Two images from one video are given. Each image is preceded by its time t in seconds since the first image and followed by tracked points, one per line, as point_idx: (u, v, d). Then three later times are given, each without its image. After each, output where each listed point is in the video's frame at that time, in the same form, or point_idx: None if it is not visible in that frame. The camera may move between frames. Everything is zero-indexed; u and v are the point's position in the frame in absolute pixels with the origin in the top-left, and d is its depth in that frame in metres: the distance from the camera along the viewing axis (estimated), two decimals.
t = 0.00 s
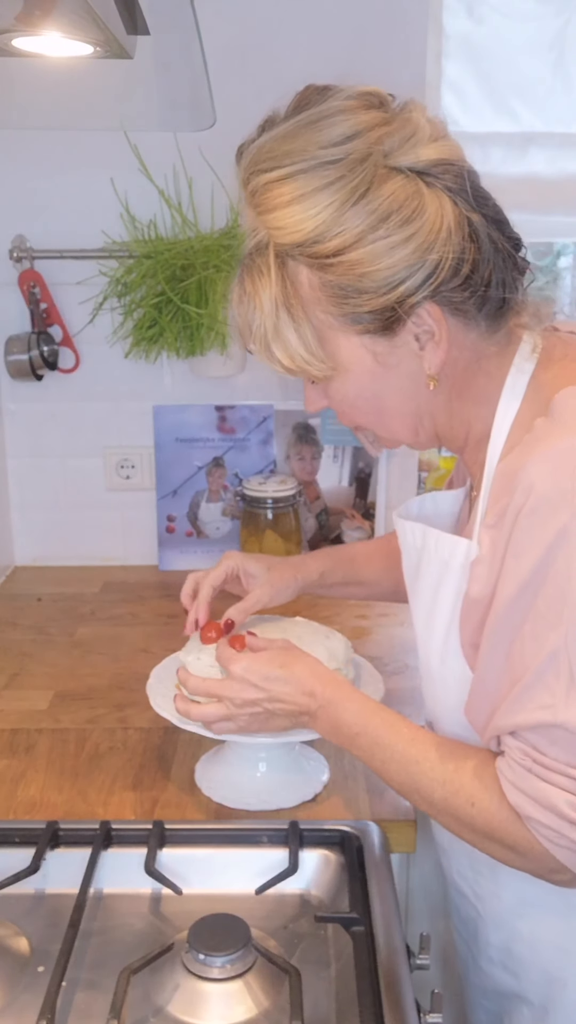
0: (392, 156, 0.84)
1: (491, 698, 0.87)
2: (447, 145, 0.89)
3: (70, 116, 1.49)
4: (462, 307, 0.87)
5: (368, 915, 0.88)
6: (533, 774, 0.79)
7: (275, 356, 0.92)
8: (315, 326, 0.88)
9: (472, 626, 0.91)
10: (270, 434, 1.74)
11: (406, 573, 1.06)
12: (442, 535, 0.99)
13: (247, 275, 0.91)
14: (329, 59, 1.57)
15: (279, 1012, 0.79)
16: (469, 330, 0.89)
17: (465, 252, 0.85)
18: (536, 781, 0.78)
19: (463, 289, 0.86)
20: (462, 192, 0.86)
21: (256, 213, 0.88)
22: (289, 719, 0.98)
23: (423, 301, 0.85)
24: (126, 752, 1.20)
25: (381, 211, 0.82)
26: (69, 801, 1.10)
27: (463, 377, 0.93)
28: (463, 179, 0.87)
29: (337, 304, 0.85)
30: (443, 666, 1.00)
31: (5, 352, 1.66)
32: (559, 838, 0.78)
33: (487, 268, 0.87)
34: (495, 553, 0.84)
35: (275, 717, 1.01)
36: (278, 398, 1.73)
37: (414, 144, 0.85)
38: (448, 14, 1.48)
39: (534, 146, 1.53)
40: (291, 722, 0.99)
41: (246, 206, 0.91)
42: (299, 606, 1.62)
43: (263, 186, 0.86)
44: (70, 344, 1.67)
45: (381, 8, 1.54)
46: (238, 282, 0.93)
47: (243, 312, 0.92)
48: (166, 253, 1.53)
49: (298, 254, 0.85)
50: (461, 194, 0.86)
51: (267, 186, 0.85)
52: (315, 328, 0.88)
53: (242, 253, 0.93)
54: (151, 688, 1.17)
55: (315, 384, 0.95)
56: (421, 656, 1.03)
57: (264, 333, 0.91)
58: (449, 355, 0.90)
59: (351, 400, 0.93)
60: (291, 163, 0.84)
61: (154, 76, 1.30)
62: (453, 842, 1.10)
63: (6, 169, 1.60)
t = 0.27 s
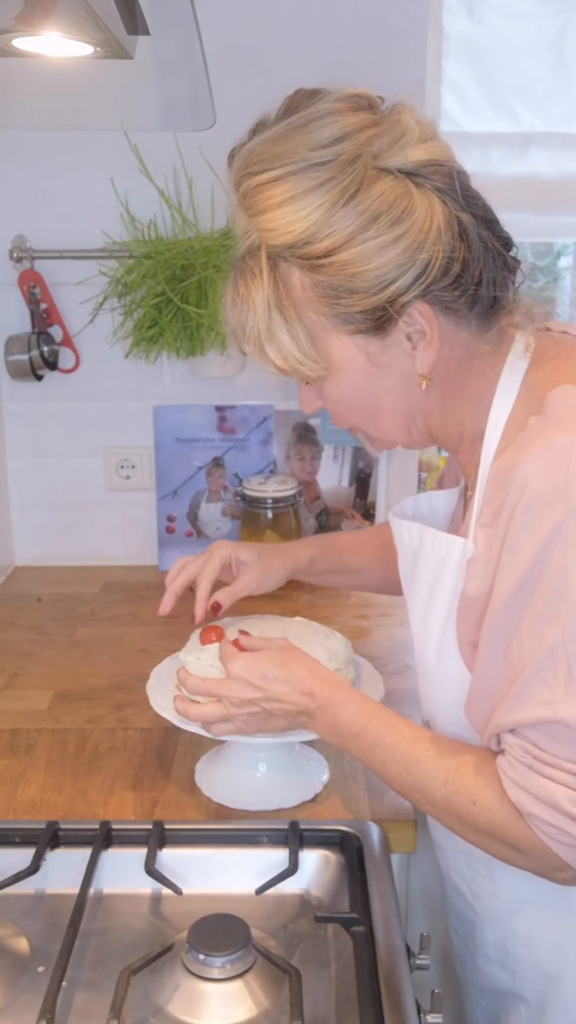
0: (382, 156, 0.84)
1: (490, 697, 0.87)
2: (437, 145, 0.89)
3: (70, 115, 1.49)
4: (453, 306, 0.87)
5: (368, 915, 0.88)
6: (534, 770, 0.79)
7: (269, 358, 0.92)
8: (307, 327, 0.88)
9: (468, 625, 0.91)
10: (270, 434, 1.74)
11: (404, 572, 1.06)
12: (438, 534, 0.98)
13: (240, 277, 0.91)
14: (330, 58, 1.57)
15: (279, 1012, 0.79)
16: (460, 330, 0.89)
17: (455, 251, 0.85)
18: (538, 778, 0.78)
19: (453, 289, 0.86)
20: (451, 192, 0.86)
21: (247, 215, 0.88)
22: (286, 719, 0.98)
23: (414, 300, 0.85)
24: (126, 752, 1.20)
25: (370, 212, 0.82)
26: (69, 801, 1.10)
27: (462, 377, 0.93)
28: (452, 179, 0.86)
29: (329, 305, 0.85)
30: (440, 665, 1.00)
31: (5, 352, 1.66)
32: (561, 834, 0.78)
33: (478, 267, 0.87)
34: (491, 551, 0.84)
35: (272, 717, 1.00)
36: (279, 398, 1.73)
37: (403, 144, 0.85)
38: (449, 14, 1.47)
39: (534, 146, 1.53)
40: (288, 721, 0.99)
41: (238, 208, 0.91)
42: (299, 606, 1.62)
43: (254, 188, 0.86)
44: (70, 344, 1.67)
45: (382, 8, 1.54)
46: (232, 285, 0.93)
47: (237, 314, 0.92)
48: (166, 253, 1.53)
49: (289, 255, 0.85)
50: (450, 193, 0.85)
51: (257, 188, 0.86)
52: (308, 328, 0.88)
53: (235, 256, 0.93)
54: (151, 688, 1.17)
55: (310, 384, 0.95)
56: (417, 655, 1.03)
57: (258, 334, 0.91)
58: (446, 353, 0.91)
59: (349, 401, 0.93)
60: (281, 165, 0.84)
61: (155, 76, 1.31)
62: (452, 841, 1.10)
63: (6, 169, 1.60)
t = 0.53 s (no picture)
0: (371, 159, 0.84)
1: (483, 696, 0.88)
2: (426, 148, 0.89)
3: (71, 115, 1.49)
4: (444, 307, 0.87)
5: (368, 915, 0.88)
6: (525, 768, 0.79)
7: (263, 361, 0.92)
8: (299, 330, 0.88)
9: (463, 625, 0.91)
10: (270, 434, 1.74)
11: (401, 573, 1.06)
12: (435, 535, 0.98)
13: (232, 282, 0.91)
14: (330, 58, 1.57)
15: (279, 1012, 0.79)
16: (452, 331, 0.89)
17: (445, 253, 0.85)
18: (529, 776, 0.78)
19: (445, 290, 0.86)
20: (441, 194, 0.86)
21: (238, 220, 0.88)
22: (277, 719, 0.98)
23: (405, 301, 0.85)
24: (126, 752, 1.20)
25: (360, 215, 0.82)
26: (69, 801, 1.10)
27: (462, 377, 0.93)
28: (442, 181, 0.87)
29: (320, 307, 0.85)
30: (437, 665, 1.00)
31: (5, 352, 1.65)
32: (551, 834, 0.78)
33: (468, 268, 0.87)
34: (484, 550, 0.84)
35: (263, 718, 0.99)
36: (279, 398, 1.73)
37: (392, 147, 0.85)
38: (449, 14, 1.49)
39: (535, 146, 1.54)
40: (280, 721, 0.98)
41: (230, 213, 0.91)
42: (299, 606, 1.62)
43: (244, 193, 0.86)
44: (70, 344, 1.67)
45: (382, 7, 1.54)
46: (225, 289, 0.93)
47: (231, 318, 0.92)
48: (166, 253, 1.53)
49: (280, 259, 0.85)
50: (439, 194, 0.86)
51: (248, 193, 0.86)
52: (300, 332, 0.88)
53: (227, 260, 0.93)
54: (151, 688, 1.16)
55: (304, 387, 0.95)
56: (414, 655, 1.03)
57: (251, 338, 0.91)
58: (443, 353, 0.91)
59: (347, 402, 0.93)
60: (271, 170, 0.84)
61: (156, 76, 1.31)
62: (451, 840, 1.10)
63: (7, 169, 1.60)
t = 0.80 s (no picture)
0: (369, 159, 0.84)
1: (482, 696, 0.87)
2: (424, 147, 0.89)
3: (71, 115, 1.49)
4: (443, 306, 0.87)
5: (368, 915, 0.88)
6: (524, 768, 0.79)
7: (262, 362, 0.92)
8: (298, 330, 0.88)
9: (463, 625, 0.91)
10: (270, 434, 1.74)
11: (400, 573, 1.06)
12: (434, 535, 0.98)
13: (232, 282, 0.91)
14: (330, 58, 1.57)
15: (279, 1012, 0.79)
16: (451, 330, 0.89)
17: (444, 251, 0.85)
18: (527, 775, 0.78)
19: (443, 288, 0.86)
20: (439, 193, 0.86)
21: (236, 221, 0.89)
22: (279, 718, 0.98)
23: (404, 300, 0.85)
24: (126, 752, 1.20)
25: (358, 214, 0.82)
26: (69, 801, 1.10)
27: (461, 377, 0.93)
28: (440, 180, 0.87)
29: (319, 307, 0.85)
30: (437, 665, 1.00)
31: (5, 352, 1.65)
32: (550, 833, 0.78)
33: (467, 267, 0.87)
34: (483, 550, 0.84)
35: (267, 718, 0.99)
36: (279, 398, 1.73)
37: (390, 147, 0.85)
38: (449, 14, 1.49)
39: (535, 146, 1.54)
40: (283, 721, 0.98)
41: (228, 214, 0.91)
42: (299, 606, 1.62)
43: (242, 194, 0.86)
44: (70, 344, 1.67)
45: (382, 7, 1.54)
46: (225, 290, 0.93)
47: (230, 319, 0.92)
48: (166, 253, 1.53)
49: (279, 259, 0.85)
50: (438, 194, 0.86)
51: (246, 194, 0.86)
52: (299, 332, 0.88)
53: (227, 261, 0.93)
54: (151, 688, 1.16)
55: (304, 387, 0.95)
56: (414, 655, 1.03)
57: (250, 338, 0.91)
58: (444, 353, 0.91)
59: (347, 402, 0.93)
60: (269, 171, 0.84)
61: (156, 75, 1.31)
62: (451, 840, 1.10)
63: (7, 169, 1.60)
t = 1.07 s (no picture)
0: (370, 159, 0.84)
1: (484, 694, 0.87)
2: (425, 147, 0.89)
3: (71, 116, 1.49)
4: (443, 306, 0.87)
5: (368, 915, 0.88)
6: (524, 767, 0.79)
7: (264, 362, 0.92)
8: (300, 330, 0.88)
9: (464, 626, 0.91)
10: (270, 434, 1.74)
11: (402, 573, 1.06)
12: (437, 535, 0.98)
13: (234, 282, 0.91)
14: (330, 58, 1.57)
15: (279, 1012, 0.80)
16: (453, 330, 0.89)
17: (445, 250, 0.85)
18: (528, 775, 0.78)
19: (444, 287, 0.86)
20: (441, 193, 0.86)
21: (238, 221, 0.89)
22: (282, 720, 0.98)
23: (405, 300, 0.85)
24: (126, 752, 1.20)
25: (359, 213, 0.82)
26: (69, 800, 1.10)
27: (462, 377, 0.93)
28: (441, 179, 0.87)
29: (321, 306, 0.85)
30: (438, 664, 1.00)
31: (5, 352, 1.65)
32: (551, 833, 0.78)
33: (468, 267, 0.87)
34: (485, 549, 0.84)
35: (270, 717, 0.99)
36: (279, 398, 1.73)
37: (392, 146, 0.85)
38: (448, 14, 1.50)
39: (534, 146, 1.55)
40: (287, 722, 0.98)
41: (230, 214, 0.91)
42: (299, 606, 1.62)
43: (244, 193, 0.86)
44: (70, 344, 1.67)
45: (382, 7, 1.54)
46: (227, 290, 0.93)
47: (232, 318, 0.92)
48: (166, 253, 1.53)
49: (281, 259, 0.85)
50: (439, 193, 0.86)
51: (247, 194, 0.86)
52: (301, 331, 0.88)
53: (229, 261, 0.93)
54: (151, 687, 1.16)
55: (306, 386, 0.95)
56: (416, 655, 1.03)
57: (252, 337, 0.91)
58: (443, 353, 0.90)
59: (349, 402, 0.93)
60: (271, 170, 0.84)
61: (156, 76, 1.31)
62: (452, 841, 1.10)
63: (6, 169, 1.60)
